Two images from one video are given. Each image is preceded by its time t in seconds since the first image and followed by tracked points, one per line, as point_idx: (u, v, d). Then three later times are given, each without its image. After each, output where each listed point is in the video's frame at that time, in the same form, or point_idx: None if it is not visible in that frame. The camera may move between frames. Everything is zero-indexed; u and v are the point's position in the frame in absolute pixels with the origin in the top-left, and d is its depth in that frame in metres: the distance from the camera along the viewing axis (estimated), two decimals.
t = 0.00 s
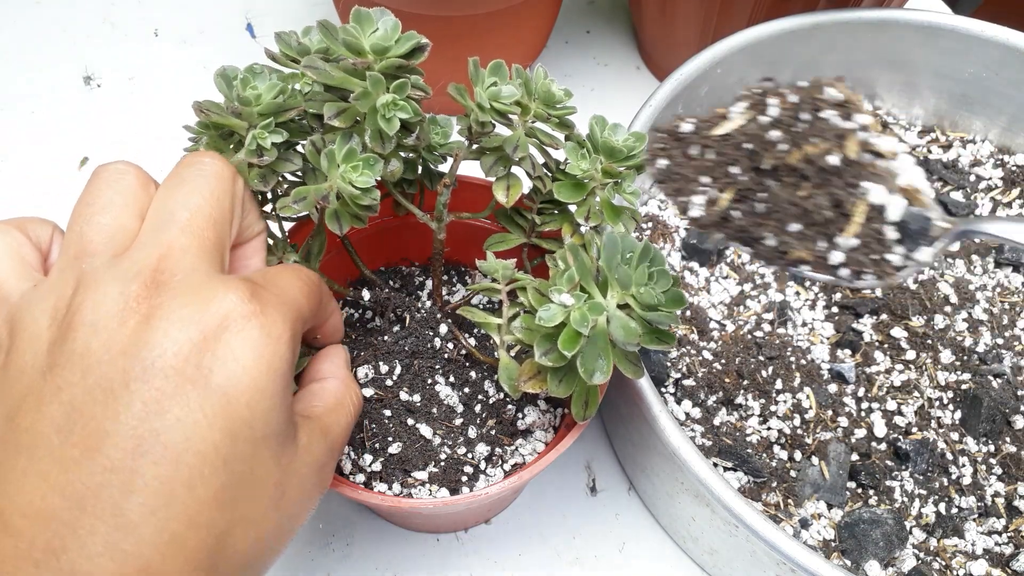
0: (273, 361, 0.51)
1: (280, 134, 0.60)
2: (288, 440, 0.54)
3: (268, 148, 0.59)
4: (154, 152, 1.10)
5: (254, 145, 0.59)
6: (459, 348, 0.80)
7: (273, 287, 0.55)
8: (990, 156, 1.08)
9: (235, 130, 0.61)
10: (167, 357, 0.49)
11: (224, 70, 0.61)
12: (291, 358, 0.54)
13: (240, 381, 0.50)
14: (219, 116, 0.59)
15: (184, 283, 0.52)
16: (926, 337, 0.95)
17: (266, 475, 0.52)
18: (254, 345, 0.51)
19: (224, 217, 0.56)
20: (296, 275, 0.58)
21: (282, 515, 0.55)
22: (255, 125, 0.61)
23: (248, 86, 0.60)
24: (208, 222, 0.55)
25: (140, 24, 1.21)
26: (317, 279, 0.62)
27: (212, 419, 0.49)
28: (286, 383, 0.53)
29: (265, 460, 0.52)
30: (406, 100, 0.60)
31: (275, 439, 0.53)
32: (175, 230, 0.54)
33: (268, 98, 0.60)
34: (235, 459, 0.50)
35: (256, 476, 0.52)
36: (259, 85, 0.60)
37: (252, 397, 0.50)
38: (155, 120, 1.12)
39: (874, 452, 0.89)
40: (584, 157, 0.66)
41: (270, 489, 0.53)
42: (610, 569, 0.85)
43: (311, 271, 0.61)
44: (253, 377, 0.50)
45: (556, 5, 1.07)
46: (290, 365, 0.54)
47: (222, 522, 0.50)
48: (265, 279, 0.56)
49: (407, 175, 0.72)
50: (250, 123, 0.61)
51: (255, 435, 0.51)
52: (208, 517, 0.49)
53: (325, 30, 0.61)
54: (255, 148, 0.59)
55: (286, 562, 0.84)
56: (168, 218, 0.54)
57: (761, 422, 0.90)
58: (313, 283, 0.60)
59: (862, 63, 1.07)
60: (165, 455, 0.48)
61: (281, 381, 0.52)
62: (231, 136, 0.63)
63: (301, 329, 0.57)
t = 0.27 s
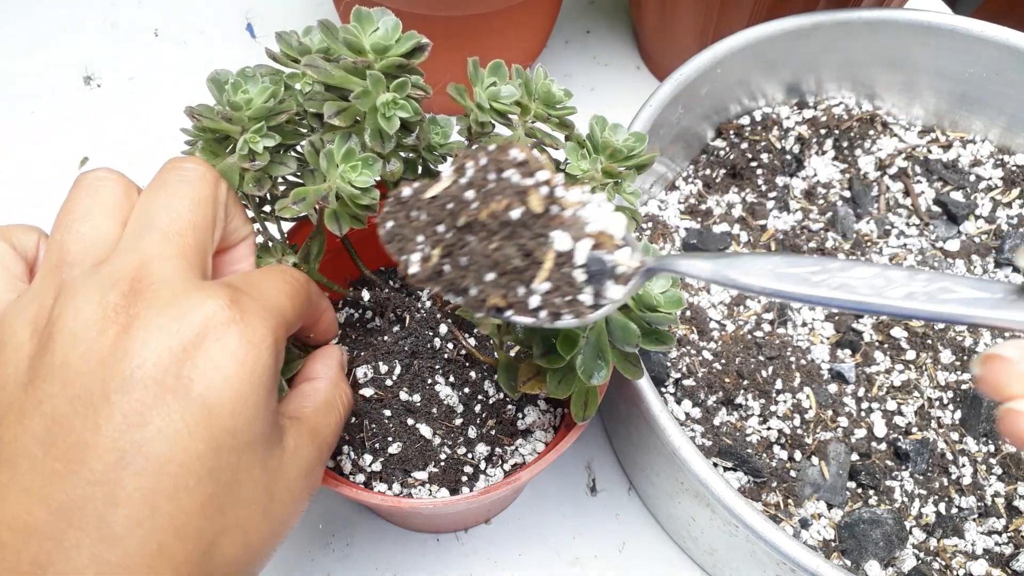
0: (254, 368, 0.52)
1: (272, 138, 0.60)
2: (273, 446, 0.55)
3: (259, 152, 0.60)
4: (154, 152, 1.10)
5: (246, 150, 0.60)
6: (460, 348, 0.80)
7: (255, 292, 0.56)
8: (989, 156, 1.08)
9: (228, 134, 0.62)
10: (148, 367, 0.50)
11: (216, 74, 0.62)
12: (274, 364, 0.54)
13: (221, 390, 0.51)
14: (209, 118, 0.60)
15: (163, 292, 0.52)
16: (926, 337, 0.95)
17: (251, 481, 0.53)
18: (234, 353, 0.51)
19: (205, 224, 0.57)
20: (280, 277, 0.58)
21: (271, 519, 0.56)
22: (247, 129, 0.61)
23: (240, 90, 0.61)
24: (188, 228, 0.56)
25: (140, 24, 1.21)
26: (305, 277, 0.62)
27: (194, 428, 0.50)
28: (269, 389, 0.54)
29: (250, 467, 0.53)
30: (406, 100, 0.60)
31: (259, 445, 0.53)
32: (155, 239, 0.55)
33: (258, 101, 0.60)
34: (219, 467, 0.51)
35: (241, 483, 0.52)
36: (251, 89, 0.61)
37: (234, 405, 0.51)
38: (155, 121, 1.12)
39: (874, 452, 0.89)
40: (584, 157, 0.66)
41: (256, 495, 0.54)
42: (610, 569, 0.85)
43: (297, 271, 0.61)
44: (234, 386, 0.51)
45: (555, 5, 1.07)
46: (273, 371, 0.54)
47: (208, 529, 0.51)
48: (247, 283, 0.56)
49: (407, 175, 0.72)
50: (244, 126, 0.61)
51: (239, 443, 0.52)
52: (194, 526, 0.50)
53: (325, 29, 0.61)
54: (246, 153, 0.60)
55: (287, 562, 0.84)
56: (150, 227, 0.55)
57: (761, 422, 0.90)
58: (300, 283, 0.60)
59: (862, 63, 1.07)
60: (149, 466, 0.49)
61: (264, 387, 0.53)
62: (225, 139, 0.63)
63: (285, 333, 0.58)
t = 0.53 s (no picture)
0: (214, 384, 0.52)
1: (287, 142, 0.61)
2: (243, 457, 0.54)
3: (274, 156, 0.60)
4: (154, 152, 1.10)
5: (261, 154, 0.60)
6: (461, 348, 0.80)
7: (212, 301, 0.54)
8: (989, 156, 1.08)
9: (236, 136, 0.61)
10: (106, 390, 0.49)
11: (227, 76, 0.62)
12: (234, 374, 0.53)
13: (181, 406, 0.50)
14: (224, 122, 0.59)
15: (118, 311, 0.52)
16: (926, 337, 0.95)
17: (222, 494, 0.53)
18: (193, 368, 0.51)
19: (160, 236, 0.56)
20: (239, 275, 0.57)
21: (251, 529, 0.55)
22: (260, 132, 0.61)
23: (253, 93, 0.60)
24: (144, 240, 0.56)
25: (140, 24, 1.21)
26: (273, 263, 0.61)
27: (156, 447, 0.49)
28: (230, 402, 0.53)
29: (221, 480, 0.52)
30: (406, 100, 0.60)
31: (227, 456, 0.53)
32: (109, 259, 0.54)
33: (274, 105, 0.60)
34: (187, 483, 0.50)
35: (213, 496, 0.52)
36: (265, 93, 0.60)
37: (196, 421, 0.50)
38: (155, 120, 1.12)
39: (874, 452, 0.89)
40: (584, 157, 0.66)
41: (230, 507, 0.53)
42: (610, 568, 0.85)
43: (264, 260, 0.60)
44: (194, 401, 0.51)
45: (555, 5, 1.07)
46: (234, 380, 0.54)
47: (182, 545, 0.51)
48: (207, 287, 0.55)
49: (407, 176, 0.72)
50: (256, 129, 0.61)
51: (203, 458, 0.51)
52: (166, 544, 0.50)
53: (325, 29, 0.61)
54: (261, 156, 0.60)
55: (287, 562, 0.84)
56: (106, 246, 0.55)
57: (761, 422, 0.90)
58: (265, 279, 0.59)
59: (862, 63, 1.07)
60: (116, 487, 0.48)
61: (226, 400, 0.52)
62: (229, 141, 0.63)
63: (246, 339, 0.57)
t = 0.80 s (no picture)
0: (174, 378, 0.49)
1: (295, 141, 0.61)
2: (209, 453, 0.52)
3: (282, 154, 0.60)
4: (154, 152, 1.10)
5: (269, 151, 0.60)
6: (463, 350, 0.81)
7: (170, 287, 0.52)
8: (989, 156, 1.08)
9: (243, 133, 0.61)
10: (63, 386, 0.48)
11: (236, 72, 0.61)
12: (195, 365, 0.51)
13: (138, 402, 0.48)
14: (231, 118, 0.59)
15: (74, 305, 0.50)
16: (926, 337, 0.95)
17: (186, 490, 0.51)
18: (149, 362, 0.49)
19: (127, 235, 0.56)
20: (196, 254, 0.54)
21: (222, 526, 0.54)
22: (268, 130, 0.60)
23: (263, 91, 0.60)
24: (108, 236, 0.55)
25: (140, 24, 1.21)
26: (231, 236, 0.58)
27: (114, 444, 0.47)
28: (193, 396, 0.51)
29: (185, 477, 0.50)
30: (413, 96, 0.60)
31: (191, 451, 0.51)
32: (71, 257, 0.53)
33: (285, 103, 0.59)
34: (146, 478, 0.48)
35: (176, 493, 0.50)
36: (276, 91, 0.60)
37: (155, 416, 0.48)
38: (155, 120, 1.12)
39: (874, 452, 0.89)
40: (584, 156, 0.66)
41: (196, 504, 0.51)
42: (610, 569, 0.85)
43: (221, 235, 0.57)
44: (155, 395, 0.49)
45: (555, 5, 1.07)
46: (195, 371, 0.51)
47: (144, 542, 0.49)
48: (163, 270, 0.53)
49: (407, 175, 0.72)
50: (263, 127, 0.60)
51: (164, 453, 0.49)
52: (126, 543, 0.48)
53: (332, 26, 0.61)
54: (269, 154, 0.60)
55: (286, 563, 0.84)
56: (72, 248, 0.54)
57: (761, 421, 0.90)
58: (225, 258, 0.56)
59: (862, 63, 1.07)
60: (74, 484, 0.47)
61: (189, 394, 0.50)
62: (234, 137, 0.63)
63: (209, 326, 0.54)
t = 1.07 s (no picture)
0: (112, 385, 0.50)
1: (290, 143, 0.61)
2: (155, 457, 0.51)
3: (278, 157, 0.60)
4: (154, 152, 1.10)
5: (264, 155, 0.60)
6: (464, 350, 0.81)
7: (111, 292, 0.52)
8: (989, 156, 1.08)
9: (238, 137, 0.61)
10: None
11: (230, 76, 0.61)
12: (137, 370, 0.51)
13: (79, 409, 0.48)
14: (225, 123, 0.59)
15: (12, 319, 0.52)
16: (926, 337, 0.95)
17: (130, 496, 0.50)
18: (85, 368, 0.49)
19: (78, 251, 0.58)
20: (137, 259, 0.55)
21: (173, 534, 0.52)
22: (263, 133, 0.61)
23: (257, 94, 0.61)
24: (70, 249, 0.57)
25: (140, 25, 1.21)
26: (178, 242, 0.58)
27: (45, 449, 0.47)
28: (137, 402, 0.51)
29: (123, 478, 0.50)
30: (407, 100, 0.60)
31: (136, 456, 0.50)
32: (15, 274, 0.55)
33: (278, 106, 0.60)
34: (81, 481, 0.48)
35: (119, 499, 0.49)
36: (269, 94, 0.61)
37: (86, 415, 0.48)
38: (155, 120, 1.12)
39: (874, 452, 0.89)
40: (584, 156, 0.66)
41: (139, 510, 0.50)
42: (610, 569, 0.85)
43: (167, 241, 0.58)
44: (94, 402, 0.49)
45: (555, 5, 1.07)
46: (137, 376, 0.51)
47: (83, 550, 0.48)
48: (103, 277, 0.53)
49: (407, 175, 0.72)
50: (258, 130, 0.60)
51: (102, 456, 0.49)
52: (63, 550, 0.47)
53: (326, 30, 0.61)
54: (265, 158, 0.60)
55: (287, 563, 0.84)
56: (44, 265, 0.56)
57: (761, 422, 0.90)
58: (168, 261, 0.56)
59: (862, 63, 1.07)
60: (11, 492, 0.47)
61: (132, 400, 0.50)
62: (229, 142, 0.63)
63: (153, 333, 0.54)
